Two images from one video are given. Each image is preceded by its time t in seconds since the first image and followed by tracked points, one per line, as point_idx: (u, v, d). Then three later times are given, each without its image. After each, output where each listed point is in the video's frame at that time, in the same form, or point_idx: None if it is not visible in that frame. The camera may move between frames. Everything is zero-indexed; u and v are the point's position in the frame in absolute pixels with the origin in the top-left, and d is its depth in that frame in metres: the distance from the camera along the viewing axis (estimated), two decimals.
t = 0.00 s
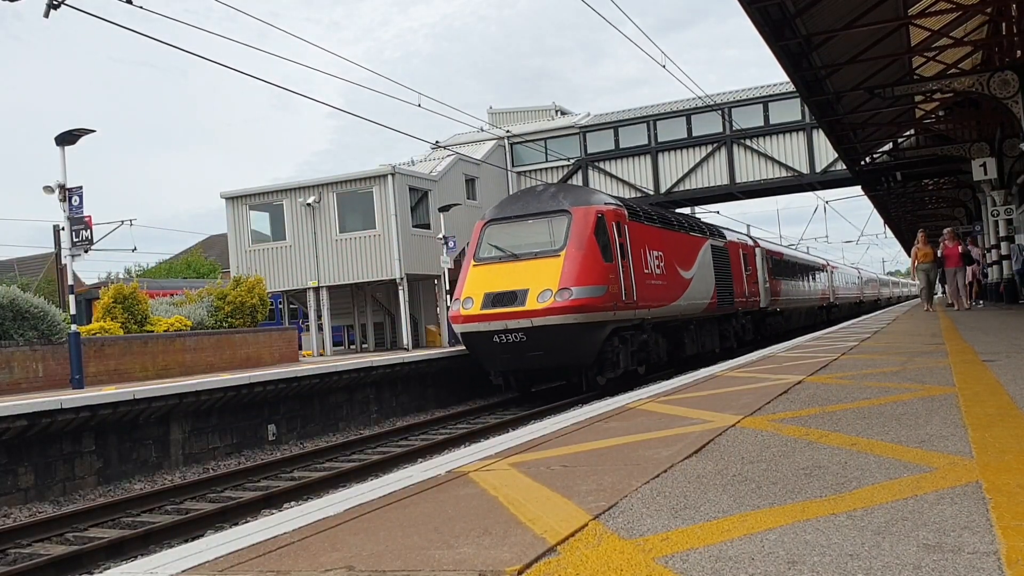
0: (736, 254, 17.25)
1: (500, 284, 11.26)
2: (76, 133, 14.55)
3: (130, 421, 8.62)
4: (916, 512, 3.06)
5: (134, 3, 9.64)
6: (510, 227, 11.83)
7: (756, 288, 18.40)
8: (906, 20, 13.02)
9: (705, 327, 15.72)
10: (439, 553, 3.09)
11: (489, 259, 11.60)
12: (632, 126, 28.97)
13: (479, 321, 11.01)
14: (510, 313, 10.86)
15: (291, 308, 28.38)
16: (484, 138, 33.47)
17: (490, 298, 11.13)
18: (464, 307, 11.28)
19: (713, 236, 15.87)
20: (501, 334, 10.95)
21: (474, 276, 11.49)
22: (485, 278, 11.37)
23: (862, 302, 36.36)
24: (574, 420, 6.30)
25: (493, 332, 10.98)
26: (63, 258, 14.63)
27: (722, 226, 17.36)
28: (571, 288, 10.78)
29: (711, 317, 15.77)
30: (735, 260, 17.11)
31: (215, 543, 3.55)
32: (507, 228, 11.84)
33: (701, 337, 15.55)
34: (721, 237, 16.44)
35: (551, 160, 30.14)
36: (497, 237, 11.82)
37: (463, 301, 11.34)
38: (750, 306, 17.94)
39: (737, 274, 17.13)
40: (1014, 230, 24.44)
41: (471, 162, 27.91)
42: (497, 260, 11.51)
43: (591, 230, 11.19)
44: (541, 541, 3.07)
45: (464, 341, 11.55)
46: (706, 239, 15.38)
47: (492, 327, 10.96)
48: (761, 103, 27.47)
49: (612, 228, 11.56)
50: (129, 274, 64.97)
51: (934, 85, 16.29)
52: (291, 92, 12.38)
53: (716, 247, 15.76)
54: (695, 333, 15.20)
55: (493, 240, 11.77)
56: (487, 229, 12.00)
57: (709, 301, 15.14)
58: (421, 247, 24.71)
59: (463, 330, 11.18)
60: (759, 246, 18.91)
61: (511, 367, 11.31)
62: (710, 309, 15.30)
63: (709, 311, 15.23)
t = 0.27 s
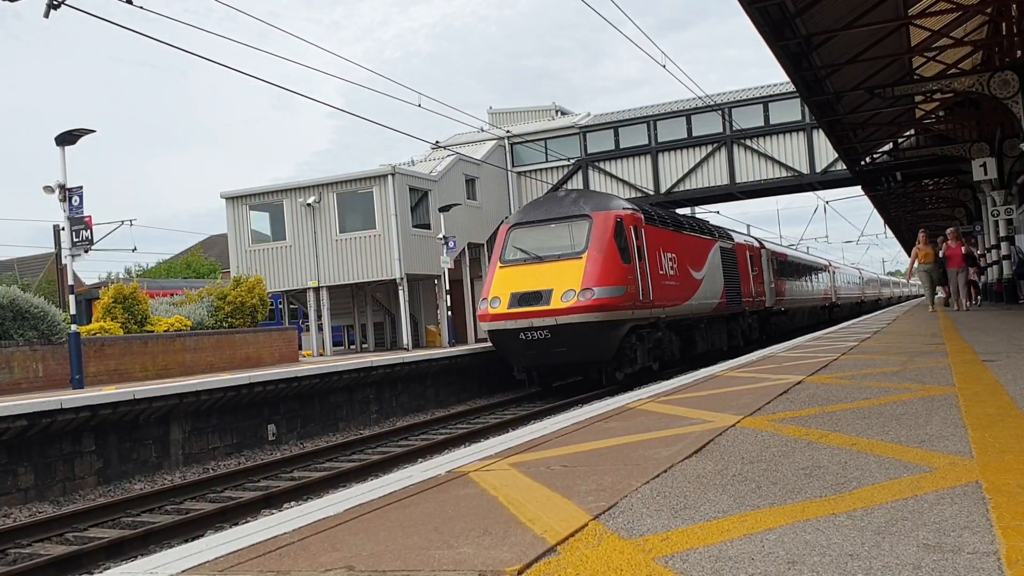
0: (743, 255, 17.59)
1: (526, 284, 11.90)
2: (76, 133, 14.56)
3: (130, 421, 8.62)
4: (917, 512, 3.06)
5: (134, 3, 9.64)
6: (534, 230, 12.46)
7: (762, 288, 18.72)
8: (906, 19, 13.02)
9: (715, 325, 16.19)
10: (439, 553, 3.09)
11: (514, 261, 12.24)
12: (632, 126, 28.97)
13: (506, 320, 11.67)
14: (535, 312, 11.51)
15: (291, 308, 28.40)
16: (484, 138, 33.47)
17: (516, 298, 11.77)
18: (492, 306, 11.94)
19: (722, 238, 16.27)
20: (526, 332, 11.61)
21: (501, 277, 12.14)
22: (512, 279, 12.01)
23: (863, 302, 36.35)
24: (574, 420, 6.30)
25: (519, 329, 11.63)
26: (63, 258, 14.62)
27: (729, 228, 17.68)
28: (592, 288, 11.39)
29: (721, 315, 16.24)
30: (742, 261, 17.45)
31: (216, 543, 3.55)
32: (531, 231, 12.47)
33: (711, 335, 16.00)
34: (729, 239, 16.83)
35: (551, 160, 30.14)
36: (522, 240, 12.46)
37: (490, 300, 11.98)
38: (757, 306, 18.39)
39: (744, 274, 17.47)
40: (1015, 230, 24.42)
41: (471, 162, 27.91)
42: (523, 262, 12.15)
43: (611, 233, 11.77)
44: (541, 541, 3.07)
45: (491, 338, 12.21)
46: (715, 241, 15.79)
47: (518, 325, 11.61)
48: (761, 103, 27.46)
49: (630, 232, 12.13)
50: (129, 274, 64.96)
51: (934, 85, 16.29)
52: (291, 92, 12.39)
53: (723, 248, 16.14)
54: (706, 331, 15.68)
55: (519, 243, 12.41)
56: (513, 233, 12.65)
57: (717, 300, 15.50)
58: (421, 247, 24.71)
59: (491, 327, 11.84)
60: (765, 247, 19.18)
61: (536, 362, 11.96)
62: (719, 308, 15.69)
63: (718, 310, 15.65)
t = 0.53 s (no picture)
0: (750, 256, 17.85)
1: (548, 285, 12.24)
2: (76, 133, 14.56)
3: (130, 420, 8.62)
4: (917, 512, 3.06)
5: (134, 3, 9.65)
6: (555, 233, 12.80)
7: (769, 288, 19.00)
8: (906, 19, 13.01)
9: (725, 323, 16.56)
10: (439, 553, 3.09)
11: (537, 262, 12.58)
12: (632, 126, 28.97)
13: (530, 318, 12.02)
14: (558, 311, 11.86)
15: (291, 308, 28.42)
16: (484, 138, 33.48)
17: (540, 298, 12.11)
18: (516, 306, 12.28)
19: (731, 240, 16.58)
20: (549, 330, 11.96)
21: (524, 277, 12.48)
22: (535, 279, 12.35)
23: (864, 302, 36.39)
24: (573, 420, 6.31)
25: (543, 327, 11.99)
26: (63, 258, 14.63)
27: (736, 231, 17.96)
28: (613, 288, 11.74)
29: (730, 314, 16.59)
30: (749, 261, 17.73)
31: (215, 542, 3.55)
32: (552, 234, 12.80)
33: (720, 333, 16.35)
34: (738, 241, 17.13)
35: (551, 160, 30.13)
36: (543, 243, 12.80)
37: (515, 300, 12.33)
38: (765, 305, 18.74)
39: (751, 274, 17.75)
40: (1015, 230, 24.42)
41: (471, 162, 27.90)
42: (545, 264, 12.48)
43: (629, 236, 12.11)
44: (541, 541, 3.07)
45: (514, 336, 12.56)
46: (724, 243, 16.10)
47: (542, 324, 11.97)
48: (761, 103, 27.45)
49: (647, 234, 12.48)
50: (129, 274, 65.04)
51: (934, 85, 16.29)
52: (293, 93, 12.41)
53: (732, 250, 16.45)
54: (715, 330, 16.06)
55: (541, 246, 12.74)
56: (535, 236, 13.00)
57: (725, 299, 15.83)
58: (421, 247, 24.71)
59: (516, 326, 12.19)
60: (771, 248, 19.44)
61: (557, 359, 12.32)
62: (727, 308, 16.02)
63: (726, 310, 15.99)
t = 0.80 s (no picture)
0: (756, 257, 18.08)
1: (570, 285, 12.75)
2: (76, 133, 14.56)
3: (130, 421, 8.62)
4: (917, 512, 3.06)
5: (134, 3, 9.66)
6: (576, 236, 13.26)
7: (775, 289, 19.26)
8: (906, 20, 13.02)
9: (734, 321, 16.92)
10: (439, 554, 3.09)
11: (558, 264, 13.05)
12: (632, 127, 28.98)
13: (552, 317, 12.54)
14: (580, 310, 12.37)
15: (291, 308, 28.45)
16: (484, 138, 33.49)
17: (562, 297, 12.61)
18: (538, 305, 12.77)
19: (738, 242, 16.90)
20: (571, 328, 12.46)
21: (546, 278, 12.96)
22: (557, 280, 12.84)
23: (864, 302, 36.40)
24: (573, 420, 6.32)
25: (564, 325, 12.48)
26: (63, 258, 14.63)
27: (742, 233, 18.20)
28: (631, 289, 12.27)
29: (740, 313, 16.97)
30: (755, 262, 17.97)
31: (215, 543, 3.56)
32: (572, 237, 13.27)
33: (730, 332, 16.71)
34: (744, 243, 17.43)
35: (552, 160, 30.12)
36: (564, 245, 13.26)
37: (537, 300, 12.81)
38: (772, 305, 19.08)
39: (758, 275, 18.00)
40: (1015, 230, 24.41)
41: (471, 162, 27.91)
42: (566, 265, 12.97)
43: (645, 238, 12.63)
44: (541, 541, 3.08)
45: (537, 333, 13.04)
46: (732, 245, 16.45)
47: (563, 322, 12.47)
48: (761, 103, 27.44)
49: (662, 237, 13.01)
50: (129, 274, 65.04)
51: (934, 85, 16.30)
52: (295, 94, 12.42)
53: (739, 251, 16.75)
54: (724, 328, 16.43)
55: (562, 248, 13.20)
56: (555, 238, 13.46)
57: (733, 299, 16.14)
58: (421, 247, 24.72)
59: (539, 324, 12.69)
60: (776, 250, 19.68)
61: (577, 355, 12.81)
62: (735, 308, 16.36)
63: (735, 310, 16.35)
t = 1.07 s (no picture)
0: (761, 258, 18.28)
1: (589, 285, 13.54)
2: (76, 133, 14.56)
3: (130, 421, 8.62)
4: (917, 512, 3.06)
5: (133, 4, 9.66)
6: (593, 239, 14.04)
7: (781, 289, 19.47)
8: (906, 20, 13.02)
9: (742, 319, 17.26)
10: (439, 554, 3.09)
11: (577, 265, 13.83)
12: (632, 127, 28.98)
13: (573, 316, 13.32)
14: (599, 309, 13.16)
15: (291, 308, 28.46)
16: (484, 138, 33.50)
17: (581, 297, 13.41)
18: (559, 305, 13.58)
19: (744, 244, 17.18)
20: (590, 326, 13.26)
21: (565, 278, 13.74)
22: (576, 281, 13.62)
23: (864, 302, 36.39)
24: (573, 420, 6.32)
25: (583, 323, 13.28)
26: (63, 258, 14.63)
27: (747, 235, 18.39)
28: (647, 289, 13.04)
29: (747, 312, 17.31)
30: (760, 263, 18.18)
31: (215, 543, 3.56)
32: (590, 241, 14.05)
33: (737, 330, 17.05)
34: (750, 244, 17.69)
35: (552, 160, 30.11)
36: (582, 248, 14.05)
37: (558, 299, 13.63)
38: (779, 304, 19.38)
39: (763, 276, 18.22)
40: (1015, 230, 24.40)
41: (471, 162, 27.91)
42: (585, 267, 13.76)
43: (660, 242, 13.39)
44: (541, 541, 3.08)
45: (558, 331, 13.86)
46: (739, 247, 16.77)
47: (584, 320, 13.25)
48: (761, 103, 27.42)
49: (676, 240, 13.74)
50: (129, 274, 65.06)
51: (934, 85, 16.30)
52: (295, 94, 12.41)
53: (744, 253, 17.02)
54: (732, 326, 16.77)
55: (581, 251, 13.98)
56: (574, 241, 14.27)
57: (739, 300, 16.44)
58: (421, 247, 24.72)
59: (559, 322, 13.51)
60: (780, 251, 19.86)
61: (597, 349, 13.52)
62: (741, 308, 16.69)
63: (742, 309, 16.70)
